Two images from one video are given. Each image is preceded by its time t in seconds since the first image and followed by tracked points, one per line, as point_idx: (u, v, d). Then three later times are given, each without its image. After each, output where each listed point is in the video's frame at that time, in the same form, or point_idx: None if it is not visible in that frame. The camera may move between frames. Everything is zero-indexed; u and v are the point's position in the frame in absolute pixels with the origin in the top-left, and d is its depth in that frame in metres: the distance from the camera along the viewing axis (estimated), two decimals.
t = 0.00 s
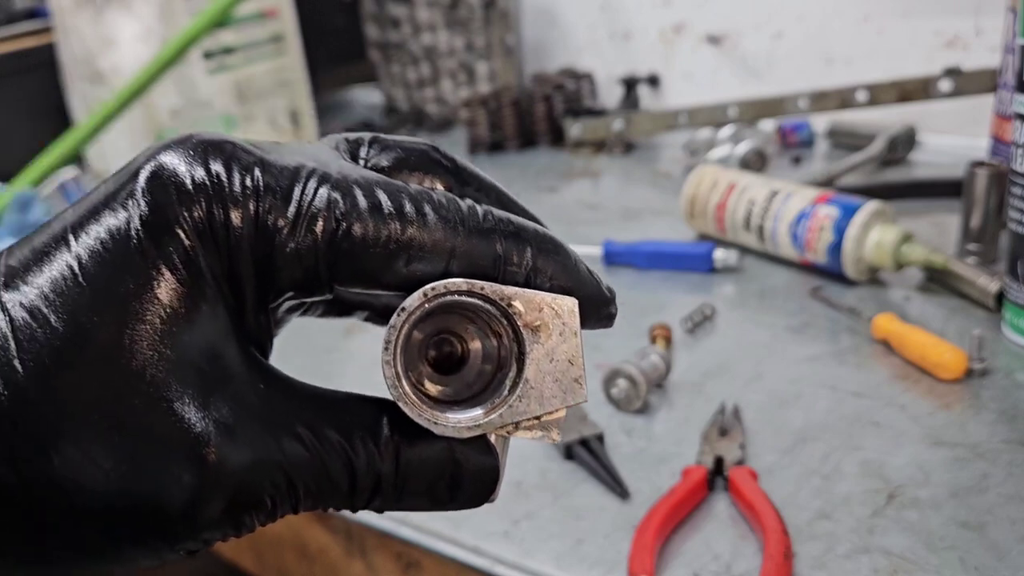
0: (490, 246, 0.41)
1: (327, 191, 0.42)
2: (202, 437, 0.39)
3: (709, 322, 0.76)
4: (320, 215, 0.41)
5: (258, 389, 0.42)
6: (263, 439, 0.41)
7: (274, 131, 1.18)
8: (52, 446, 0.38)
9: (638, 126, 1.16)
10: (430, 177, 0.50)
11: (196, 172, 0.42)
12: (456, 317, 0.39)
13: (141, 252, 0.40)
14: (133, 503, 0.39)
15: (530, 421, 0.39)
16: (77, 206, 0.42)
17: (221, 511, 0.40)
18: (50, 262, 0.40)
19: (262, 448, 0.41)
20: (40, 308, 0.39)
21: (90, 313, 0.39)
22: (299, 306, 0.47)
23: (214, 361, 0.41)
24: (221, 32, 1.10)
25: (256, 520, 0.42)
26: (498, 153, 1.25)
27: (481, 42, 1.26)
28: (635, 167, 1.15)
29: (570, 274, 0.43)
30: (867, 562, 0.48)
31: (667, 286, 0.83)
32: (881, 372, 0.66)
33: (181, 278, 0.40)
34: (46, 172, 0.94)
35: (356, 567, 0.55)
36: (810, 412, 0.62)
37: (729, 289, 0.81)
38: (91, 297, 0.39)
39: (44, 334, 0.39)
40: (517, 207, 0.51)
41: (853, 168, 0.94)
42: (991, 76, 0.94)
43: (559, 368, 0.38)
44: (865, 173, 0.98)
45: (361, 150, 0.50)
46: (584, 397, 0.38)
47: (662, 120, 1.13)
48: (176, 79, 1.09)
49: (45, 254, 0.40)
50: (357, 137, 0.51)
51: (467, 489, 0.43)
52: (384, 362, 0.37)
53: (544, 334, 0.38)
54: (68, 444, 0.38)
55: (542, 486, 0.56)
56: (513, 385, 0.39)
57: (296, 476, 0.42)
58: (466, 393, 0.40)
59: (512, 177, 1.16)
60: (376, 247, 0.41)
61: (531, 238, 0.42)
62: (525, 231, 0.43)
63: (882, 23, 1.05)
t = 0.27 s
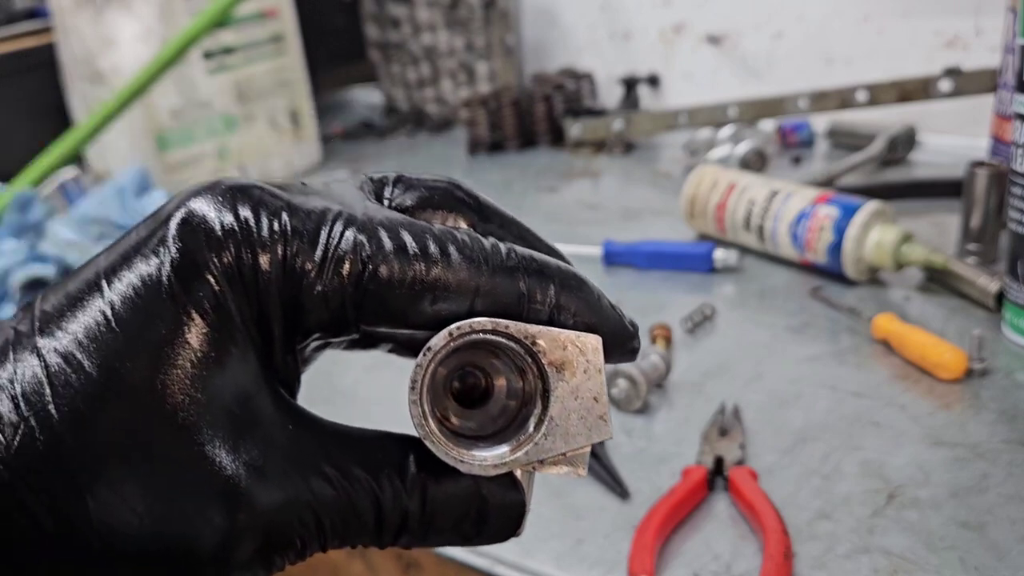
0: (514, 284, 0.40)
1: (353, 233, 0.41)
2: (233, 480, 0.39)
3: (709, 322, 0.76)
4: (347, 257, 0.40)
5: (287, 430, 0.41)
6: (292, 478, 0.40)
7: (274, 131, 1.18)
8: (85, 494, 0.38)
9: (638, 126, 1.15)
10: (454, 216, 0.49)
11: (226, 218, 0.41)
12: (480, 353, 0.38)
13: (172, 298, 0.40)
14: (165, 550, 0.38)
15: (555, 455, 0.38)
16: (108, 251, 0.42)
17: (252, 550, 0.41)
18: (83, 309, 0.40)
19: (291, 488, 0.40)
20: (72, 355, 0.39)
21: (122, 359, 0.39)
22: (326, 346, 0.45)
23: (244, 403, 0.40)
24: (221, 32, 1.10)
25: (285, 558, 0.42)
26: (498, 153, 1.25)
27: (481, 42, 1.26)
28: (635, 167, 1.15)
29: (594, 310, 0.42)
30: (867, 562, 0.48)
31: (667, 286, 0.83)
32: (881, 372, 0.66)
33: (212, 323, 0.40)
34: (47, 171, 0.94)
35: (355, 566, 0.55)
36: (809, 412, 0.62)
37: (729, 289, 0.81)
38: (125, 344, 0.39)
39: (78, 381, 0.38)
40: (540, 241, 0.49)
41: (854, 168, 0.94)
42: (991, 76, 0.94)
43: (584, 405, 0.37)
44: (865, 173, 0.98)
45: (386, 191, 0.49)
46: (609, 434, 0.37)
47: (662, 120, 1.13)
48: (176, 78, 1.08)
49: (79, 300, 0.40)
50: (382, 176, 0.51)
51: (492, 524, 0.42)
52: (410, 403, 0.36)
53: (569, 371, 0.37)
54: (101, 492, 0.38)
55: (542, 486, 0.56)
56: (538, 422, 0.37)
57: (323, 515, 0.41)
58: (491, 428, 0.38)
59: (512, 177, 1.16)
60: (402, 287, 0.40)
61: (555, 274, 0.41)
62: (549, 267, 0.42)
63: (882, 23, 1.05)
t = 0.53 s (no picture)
0: (542, 259, 0.40)
1: (376, 205, 0.41)
2: (251, 455, 0.38)
3: (709, 322, 0.76)
4: (370, 230, 0.41)
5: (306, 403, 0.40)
6: (313, 457, 0.39)
7: (274, 131, 1.18)
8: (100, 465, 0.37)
9: (638, 126, 1.16)
10: (478, 191, 0.49)
11: (246, 188, 0.41)
12: (508, 331, 0.37)
13: (190, 268, 0.39)
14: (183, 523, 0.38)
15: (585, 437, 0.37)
16: (126, 226, 0.42)
17: (272, 531, 0.40)
18: (101, 282, 0.40)
19: (313, 465, 0.39)
20: (91, 327, 0.39)
21: (140, 331, 0.38)
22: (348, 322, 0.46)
23: (263, 376, 0.40)
24: (221, 33, 1.10)
25: (306, 542, 0.41)
26: (498, 153, 1.26)
27: (481, 42, 1.26)
28: (635, 167, 1.15)
29: (623, 286, 0.41)
30: (867, 562, 0.48)
31: (667, 286, 0.83)
32: (881, 372, 0.66)
33: (232, 295, 0.40)
34: (48, 171, 0.94)
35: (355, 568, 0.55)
36: (809, 412, 0.63)
37: (729, 289, 0.82)
38: (143, 316, 0.39)
39: (95, 353, 0.38)
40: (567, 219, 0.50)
41: (853, 168, 0.94)
42: (990, 76, 0.94)
43: (615, 382, 0.37)
44: (865, 173, 0.98)
45: (409, 166, 0.50)
46: (641, 412, 0.37)
47: (662, 121, 1.13)
48: (176, 78, 1.09)
49: (97, 273, 0.40)
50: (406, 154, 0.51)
51: (519, 508, 0.41)
52: (435, 379, 0.35)
53: (600, 348, 0.37)
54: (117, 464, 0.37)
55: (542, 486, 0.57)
56: (568, 401, 0.37)
57: (346, 496, 0.40)
58: (517, 411, 0.37)
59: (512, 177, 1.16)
60: (426, 261, 0.40)
61: (583, 250, 0.41)
62: (578, 244, 0.42)
63: (882, 23, 1.05)
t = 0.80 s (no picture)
0: (555, 231, 0.40)
1: (380, 170, 0.41)
2: (246, 426, 0.38)
3: (709, 322, 0.76)
4: (374, 195, 0.40)
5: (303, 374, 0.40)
6: (310, 430, 0.39)
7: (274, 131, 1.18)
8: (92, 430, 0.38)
9: (638, 126, 1.16)
10: (491, 164, 0.47)
11: (244, 147, 0.41)
12: (518, 310, 0.38)
13: (184, 232, 0.40)
14: (174, 492, 0.38)
15: (598, 422, 0.38)
16: (122, 189, 0.42)
17: (268, 508, 0.39)
18: (94, 245, 0.40)
19: (309, 439, 0.39)
20: (81, 290, 0.39)
21: (131, 295, 0.38)
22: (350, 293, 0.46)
23: (258, 344, 0.39)
24: (222, 33, 1.10)
25: (303, 520, 0.41)
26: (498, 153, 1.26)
27: (481, 42, 1.26)
28: (635, 167, 1.15)
29: (639, 262, 0.41)
30: (867, 562, 0.48)
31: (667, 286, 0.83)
32: (881, 372, 0.67)
33: (228, 260, 0.40)
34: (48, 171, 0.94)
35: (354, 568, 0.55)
36: (809, 412, 0.63)
37: (729, 289, 0.82)
38: (133, 281, 0.39)
39: (85, 316, 0.38)
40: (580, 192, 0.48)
41: (853, 168, 0.94)
42: (990, 76, 0.94)
43: (631, 359, 0.37)
44: (865, 173, 0.98)
45: (418, 135, 0.49)
46: (659, 390, 0.37)
47: (662, 121, 1.13)
48: (177, 78, 1.09)
49: (88, 238, 0.40)
50: (415, 121, 0.50)
51: (529, 494, 0.41)
52: (442, 353, 0.36)
53: (615, 323, 0.37)
54: (107, 429, 0.38)
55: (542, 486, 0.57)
56: (580, 378, 0.37)
57: (344, 474, 0.40)
58: (529, 394, 0.38)
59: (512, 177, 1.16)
60: (433, 229, 0.40)
61: (598, 223, 0.41)
62: (592, 216, 0.41)
63: (882, 23, 1.05)
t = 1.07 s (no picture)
0: (590, 224, 0.41)
1: (414, 161, 0.42)
2: (278, 417, 0.38)
3: (709, 323, 0.76)
4: (407, 186, 0.41)
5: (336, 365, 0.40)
6: (343, 421, 0.39)
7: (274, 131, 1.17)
8: (124, 419, 0.38)
9: (638, 126, 1.16)
10: (522, 157, 0.48)
11: (278, 138, 0.42)
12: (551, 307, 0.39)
13: (218, 222, 0.40)
14: (204, 482, 0.38)
15: (631, 419, 0.38)
16: (155, 182, 0.43)
17: (298, 501, 0.39)
18: (129, 236, 0.40)
19: (343, 431, 0.39)
20: (115, 279, 0.39)
21: (165, 284, 0.39)
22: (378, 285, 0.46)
23: (291, 333, 0.39)
24: (221, 33, 1.10)
25: (333, 514, 0.40)
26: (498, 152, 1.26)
27: (481, 42, 1.26)
28: (635, 167, 1.15)
29: (675, 255, 0.42)
30: (867, 562, 0.48)
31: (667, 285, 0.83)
32: (881, 372, 0.66)
33: (261, 250, 0.40)
34: (47, 171, 0.94)
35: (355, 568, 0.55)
36: (809, 412, 0.63)
37: (729, 289, 0.82)
38: (167, 269, 0.39)
39: (119, 305, 0.39)
40: (614, 186, 0.48)
41: (853, 168, 0.94)
42: (990, 76, 0.94)
43: (667, 353, 0.37)
44: (865, 173, 0.98)
45: (452, 130, 0.49)
46: (695, 384, 0.37)
47: (662, 121, 1.13)
48: (176, 78, 1.09)
49: (123, 229, 0.41)
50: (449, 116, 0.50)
51: (562, 492, 0.40)
52: (476, 345, 0.36)
53: (652, 317, 0.37)
54: (140, 418, 0.38)
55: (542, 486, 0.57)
56: (615, 372, 0.38)
57: (376, 467, 0.40)
58: (562, 391, 0.39)
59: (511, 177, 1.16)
60: (467, 221, 0.41)
61: (633, 217, 0.42)
62: (622, 209, 0.42)
63: (882, 23, 1.05)
